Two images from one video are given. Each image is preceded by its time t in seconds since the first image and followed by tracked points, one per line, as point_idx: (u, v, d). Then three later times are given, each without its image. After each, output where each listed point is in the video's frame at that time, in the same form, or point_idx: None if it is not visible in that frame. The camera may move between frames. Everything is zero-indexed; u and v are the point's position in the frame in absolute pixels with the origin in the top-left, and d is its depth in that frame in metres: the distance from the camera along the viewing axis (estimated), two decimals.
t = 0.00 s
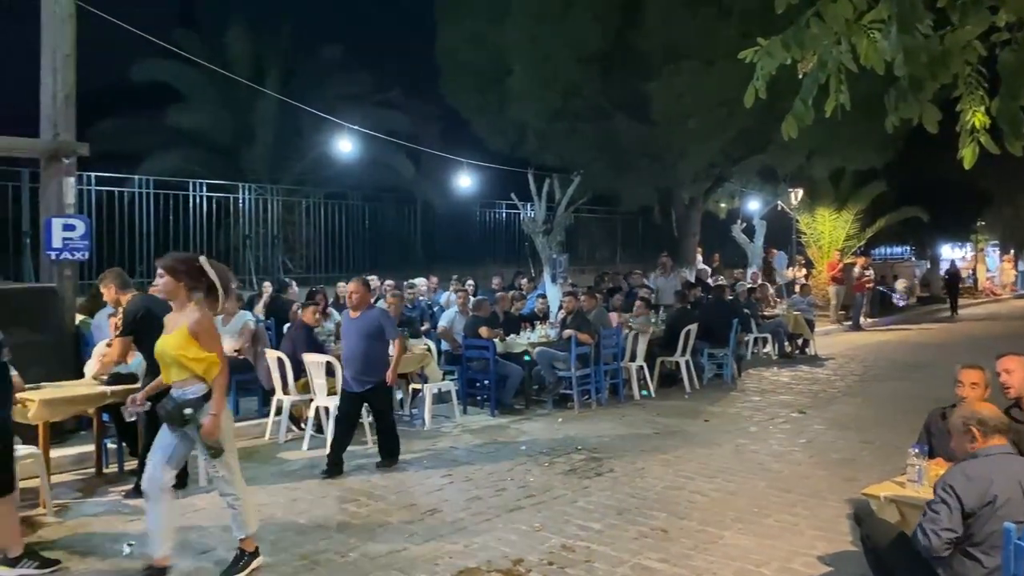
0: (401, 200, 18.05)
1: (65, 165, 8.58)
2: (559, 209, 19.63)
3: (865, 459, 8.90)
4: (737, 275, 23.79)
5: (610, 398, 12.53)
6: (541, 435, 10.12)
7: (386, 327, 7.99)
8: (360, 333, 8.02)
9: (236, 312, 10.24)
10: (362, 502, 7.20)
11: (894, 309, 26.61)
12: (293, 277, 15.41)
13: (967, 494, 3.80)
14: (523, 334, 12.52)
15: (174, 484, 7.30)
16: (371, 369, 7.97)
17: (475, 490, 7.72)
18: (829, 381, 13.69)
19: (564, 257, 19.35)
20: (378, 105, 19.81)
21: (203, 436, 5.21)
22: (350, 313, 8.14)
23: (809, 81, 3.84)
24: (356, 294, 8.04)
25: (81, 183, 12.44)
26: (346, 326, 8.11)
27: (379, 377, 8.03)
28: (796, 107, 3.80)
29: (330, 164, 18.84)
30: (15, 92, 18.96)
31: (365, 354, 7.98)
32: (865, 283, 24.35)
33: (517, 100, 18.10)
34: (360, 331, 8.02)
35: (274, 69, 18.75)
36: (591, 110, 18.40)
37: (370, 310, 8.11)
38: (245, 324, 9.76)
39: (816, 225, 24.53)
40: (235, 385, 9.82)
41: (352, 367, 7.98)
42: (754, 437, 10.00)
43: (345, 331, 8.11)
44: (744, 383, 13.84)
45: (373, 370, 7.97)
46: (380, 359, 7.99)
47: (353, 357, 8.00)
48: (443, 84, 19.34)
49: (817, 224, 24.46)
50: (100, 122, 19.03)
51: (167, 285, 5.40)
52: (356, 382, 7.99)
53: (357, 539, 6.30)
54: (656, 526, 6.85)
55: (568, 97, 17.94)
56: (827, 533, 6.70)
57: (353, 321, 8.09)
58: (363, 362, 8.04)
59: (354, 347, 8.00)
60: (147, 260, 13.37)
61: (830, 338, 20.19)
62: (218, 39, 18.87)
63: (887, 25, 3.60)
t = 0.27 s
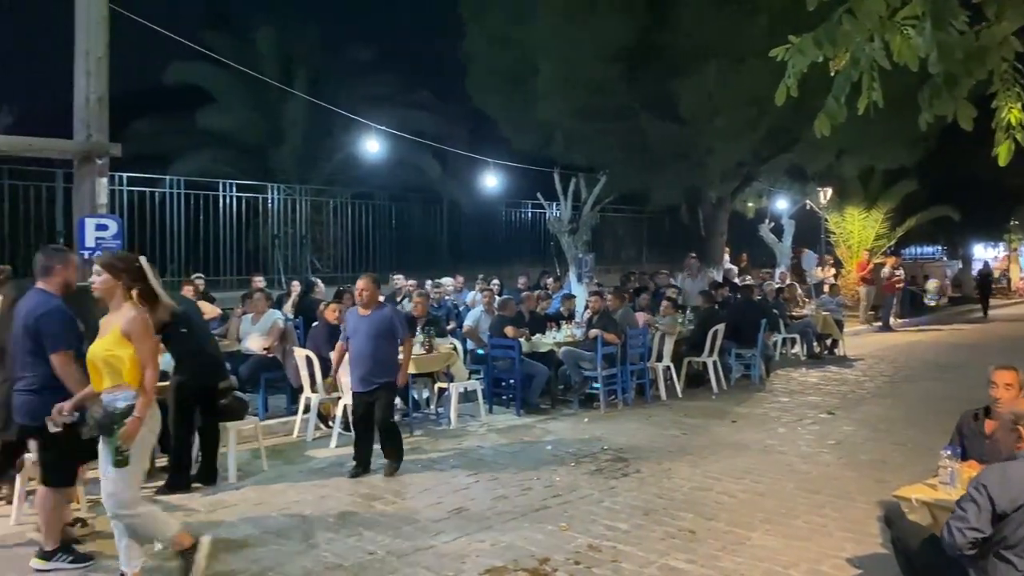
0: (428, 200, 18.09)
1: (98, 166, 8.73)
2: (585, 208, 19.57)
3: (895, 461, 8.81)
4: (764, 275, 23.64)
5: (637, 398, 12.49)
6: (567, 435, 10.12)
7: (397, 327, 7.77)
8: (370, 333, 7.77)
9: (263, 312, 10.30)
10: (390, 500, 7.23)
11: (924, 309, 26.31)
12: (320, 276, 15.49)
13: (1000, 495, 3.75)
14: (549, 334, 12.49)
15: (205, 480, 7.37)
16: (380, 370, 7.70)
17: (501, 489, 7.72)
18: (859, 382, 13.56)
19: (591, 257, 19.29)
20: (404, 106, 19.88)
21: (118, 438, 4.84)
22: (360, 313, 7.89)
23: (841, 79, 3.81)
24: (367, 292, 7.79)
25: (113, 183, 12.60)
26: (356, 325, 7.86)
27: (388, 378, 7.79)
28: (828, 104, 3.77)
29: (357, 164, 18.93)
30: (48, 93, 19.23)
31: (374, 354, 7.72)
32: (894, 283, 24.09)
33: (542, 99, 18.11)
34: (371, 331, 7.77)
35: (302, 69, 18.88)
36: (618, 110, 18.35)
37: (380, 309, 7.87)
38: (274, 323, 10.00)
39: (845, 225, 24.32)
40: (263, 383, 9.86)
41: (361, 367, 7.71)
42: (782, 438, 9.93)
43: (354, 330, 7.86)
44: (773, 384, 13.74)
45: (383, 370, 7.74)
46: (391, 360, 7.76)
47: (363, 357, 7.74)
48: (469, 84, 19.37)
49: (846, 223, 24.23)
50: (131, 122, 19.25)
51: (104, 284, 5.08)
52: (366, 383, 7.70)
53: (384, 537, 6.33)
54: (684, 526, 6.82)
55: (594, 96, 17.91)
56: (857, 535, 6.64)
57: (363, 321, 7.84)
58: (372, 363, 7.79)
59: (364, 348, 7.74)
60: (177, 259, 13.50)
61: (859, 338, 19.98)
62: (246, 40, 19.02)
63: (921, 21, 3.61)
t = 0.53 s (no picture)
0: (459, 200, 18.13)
1: (136, 167, 8.86)
2: (617, 207, 19.47)
3: (933, 464, 8.69)
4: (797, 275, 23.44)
5: (669, 399, 12.42)
6: (598, 435, 10.09)
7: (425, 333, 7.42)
8: (397, 338, 7.36)
9: (298, 310, 10.38)
10: (422, 499, 7.25)
11: (962, 310, 25.91)
12: (352, 276, 15.57)
13: None
14: (581, 334, 12.44)
15: (239, 477, 7.47)
16: (408, 374, 7.26)
17: (533, 488, 7.72)
18: (895, 384, 13.38)
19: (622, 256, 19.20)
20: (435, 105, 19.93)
21: (50, 448, 4.73)
22: (386, 316, 7.47)
23: (882, 77, 3.79)
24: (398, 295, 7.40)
25: (150, 183, 12.77)
26: (381, 328, 7.41)
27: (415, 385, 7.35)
28: (869, 103, 3.73)
29: (389, 164, 19.02)
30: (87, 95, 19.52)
31: (403, 359, 7.28)
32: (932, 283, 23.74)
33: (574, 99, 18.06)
34: (399, 335, 7.35)
35: (335, 70, 19.02)
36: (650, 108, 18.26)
37: (407, 315, 7.49)
38: (308, 321, 10.07)
39: (881, 224, 24.14)
40: (298, 381, 9.97)
41: (388, 372, 7.23)
42: (817, 439, 9.83)
43: (380, 333, 7.40)
44: (807, 385, 13.61)
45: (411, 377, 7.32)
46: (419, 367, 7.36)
47: (391, 363, 7.28)
48: (501, 84, 19.35)
49: (881, 222, 24.06)
50: (168, 123, 19.49)
51: (41, 286, 4.87)
52: (391, 389, 7.22)
53: (417, 535, 6.35)
54: (717, 528, 6.78)
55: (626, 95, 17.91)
56: (893, 538, 6.56)
57: (389, 324, 7.41)
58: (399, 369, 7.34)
59: (391, 351, 7.29)
60: (212, 259, 13.65)
61: (895, 339, 19.70)
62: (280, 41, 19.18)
63: (963, 19, 3.69)
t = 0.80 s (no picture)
0: (490, 199, 18.15)
1: (175, 168, 8.97)
2: (650, 206, 19.35)
3: (973, 465, 8.57)
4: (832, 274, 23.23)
5: (703, 399, 12.36)
6: (631, 434, 10.08)
7: (454, 331, 7.37)
8: (426, 337, 7.27)
9: (332, 309, 10.46)
10: (456, 496, 7.28)
11: (1001, 309, 25.50)
12: (386, 275, 15.64)
13: None
14: (614, 333, 12.38)
15: (276, 474, 7.51)
16: (437, 375, 7.23)
17: (567, 487, 7.72)
18: (933, 384, 13.20)
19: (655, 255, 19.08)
20: (468, 105, 19.99)
21: None
22: (412, 314, 7.36)
23: (928, 74, 3.73)
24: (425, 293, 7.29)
25: (188, 183, 12.95)
26: (408, 327, 7.32)
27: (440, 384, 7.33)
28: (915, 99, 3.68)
29: (422, 164, 19.10)
30: (125, 96, 19.79)
31: (431, 360, 7.23)
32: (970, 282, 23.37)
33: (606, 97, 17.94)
34: (428, 334, 7.25)
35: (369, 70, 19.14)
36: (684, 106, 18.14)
37: (434, 312, 7.40)
38: (343, 320, 10.17)
39: (918, 222, 23.62)
40: (333, 378, 10.05)
41: (417, 374, 7.18)
42: (854, 440, 9.73)
43: (407, 332, 7.31)
44: (843, 385, 13.46)
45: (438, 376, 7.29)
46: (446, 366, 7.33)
47: (420, 363, 7.22)
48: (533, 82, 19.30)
49: (920, 220, 23.54)
50: (204, 124, 19.71)
51: None
52: (420, 391, 7.18)
53: (452, 532, 6.39)
54: (753, 528, 6.74)
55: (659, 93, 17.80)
56: (933, 540, 6.47)
57: (416, 323, 7.32)
58: (426, 369, 7.27)
59: (420, 352, 7.22)
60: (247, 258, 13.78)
61: (933, 338, 19.42)
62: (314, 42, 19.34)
63: (1015, 14, 3.59)
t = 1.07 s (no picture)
0: (528, 198, 18.14)
1: (220, 168, 9.09)
2: (689, 204, 19.17)
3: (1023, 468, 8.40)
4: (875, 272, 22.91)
5: (744, 398, 12.26)
6: (672, 433, 10.04)
7: (479, 336, 6.99)
8: (449, 344, 6.91)
9: (373, 307, 10.52)
10: (497, 494, 7.30)
11: None
12: (425, 273, 15.71)
13: None
14: (653, 332, 12.28)
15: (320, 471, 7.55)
16: (462, 384, 6.87)
17: (607, 486, 7.71)
18: (980, 385, 12.96)
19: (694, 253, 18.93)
20: (506, 103, 20.01)
21: None
22: (436, 320, 7.01)
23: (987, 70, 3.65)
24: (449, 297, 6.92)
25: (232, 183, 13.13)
26: (432, 334, 6.97)
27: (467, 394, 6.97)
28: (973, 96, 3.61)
29: (460, 163, 19.16)
30: (170, 96, 20.08)
31: (457, 369, 6.89)
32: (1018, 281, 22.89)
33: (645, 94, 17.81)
34: (452, 342, 6.90)
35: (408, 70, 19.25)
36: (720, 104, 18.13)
37: (458, 316, 7.03)
38: (383, 317, 10.26)
39: (964, 220, 23.29)
40: (373, 376, 10.11)
41: (443, 384, 6.85)
42: (900, 441, 9.58)
43: (431, 340, 6.97)
44: (887, 385, 13.29)
45: (464, 386, 6.93)
46: (471, 374, 6.96)
47: (444, 372, 6.88)
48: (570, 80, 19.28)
49: (966, 218, 23.20)
50: (246, 123, 19.93)
51: None
52: (447, 402, 6.86)
53: (494, 529, 6.41)
54: (796, 529, 6.67)
55: (696, 92, 17.76)
56: (982, 544, 6.35)
57: (440, 329, 6.97)
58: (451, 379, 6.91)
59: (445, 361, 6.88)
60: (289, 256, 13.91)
61: (979, 338, 19.07)
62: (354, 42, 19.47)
63: None
